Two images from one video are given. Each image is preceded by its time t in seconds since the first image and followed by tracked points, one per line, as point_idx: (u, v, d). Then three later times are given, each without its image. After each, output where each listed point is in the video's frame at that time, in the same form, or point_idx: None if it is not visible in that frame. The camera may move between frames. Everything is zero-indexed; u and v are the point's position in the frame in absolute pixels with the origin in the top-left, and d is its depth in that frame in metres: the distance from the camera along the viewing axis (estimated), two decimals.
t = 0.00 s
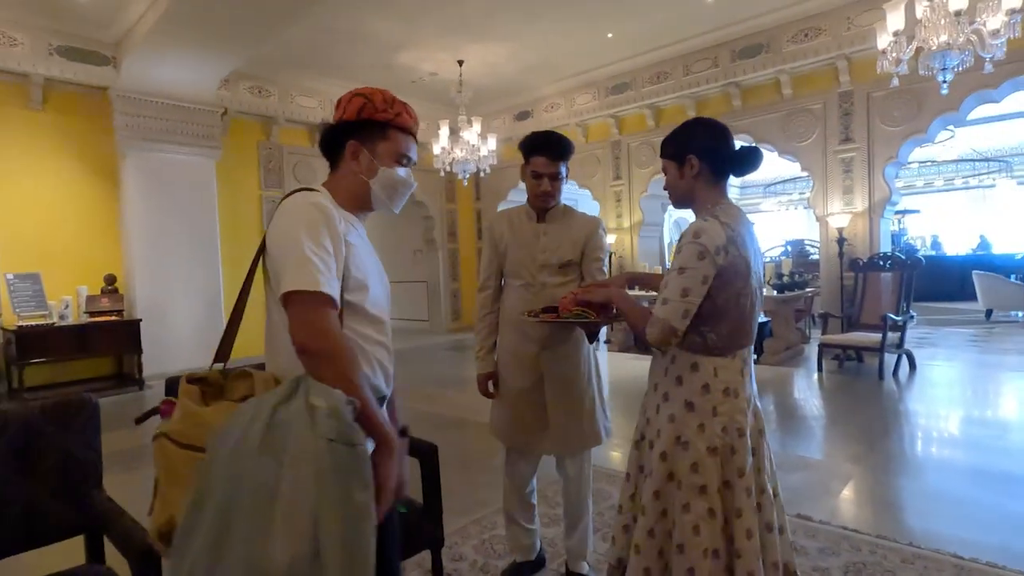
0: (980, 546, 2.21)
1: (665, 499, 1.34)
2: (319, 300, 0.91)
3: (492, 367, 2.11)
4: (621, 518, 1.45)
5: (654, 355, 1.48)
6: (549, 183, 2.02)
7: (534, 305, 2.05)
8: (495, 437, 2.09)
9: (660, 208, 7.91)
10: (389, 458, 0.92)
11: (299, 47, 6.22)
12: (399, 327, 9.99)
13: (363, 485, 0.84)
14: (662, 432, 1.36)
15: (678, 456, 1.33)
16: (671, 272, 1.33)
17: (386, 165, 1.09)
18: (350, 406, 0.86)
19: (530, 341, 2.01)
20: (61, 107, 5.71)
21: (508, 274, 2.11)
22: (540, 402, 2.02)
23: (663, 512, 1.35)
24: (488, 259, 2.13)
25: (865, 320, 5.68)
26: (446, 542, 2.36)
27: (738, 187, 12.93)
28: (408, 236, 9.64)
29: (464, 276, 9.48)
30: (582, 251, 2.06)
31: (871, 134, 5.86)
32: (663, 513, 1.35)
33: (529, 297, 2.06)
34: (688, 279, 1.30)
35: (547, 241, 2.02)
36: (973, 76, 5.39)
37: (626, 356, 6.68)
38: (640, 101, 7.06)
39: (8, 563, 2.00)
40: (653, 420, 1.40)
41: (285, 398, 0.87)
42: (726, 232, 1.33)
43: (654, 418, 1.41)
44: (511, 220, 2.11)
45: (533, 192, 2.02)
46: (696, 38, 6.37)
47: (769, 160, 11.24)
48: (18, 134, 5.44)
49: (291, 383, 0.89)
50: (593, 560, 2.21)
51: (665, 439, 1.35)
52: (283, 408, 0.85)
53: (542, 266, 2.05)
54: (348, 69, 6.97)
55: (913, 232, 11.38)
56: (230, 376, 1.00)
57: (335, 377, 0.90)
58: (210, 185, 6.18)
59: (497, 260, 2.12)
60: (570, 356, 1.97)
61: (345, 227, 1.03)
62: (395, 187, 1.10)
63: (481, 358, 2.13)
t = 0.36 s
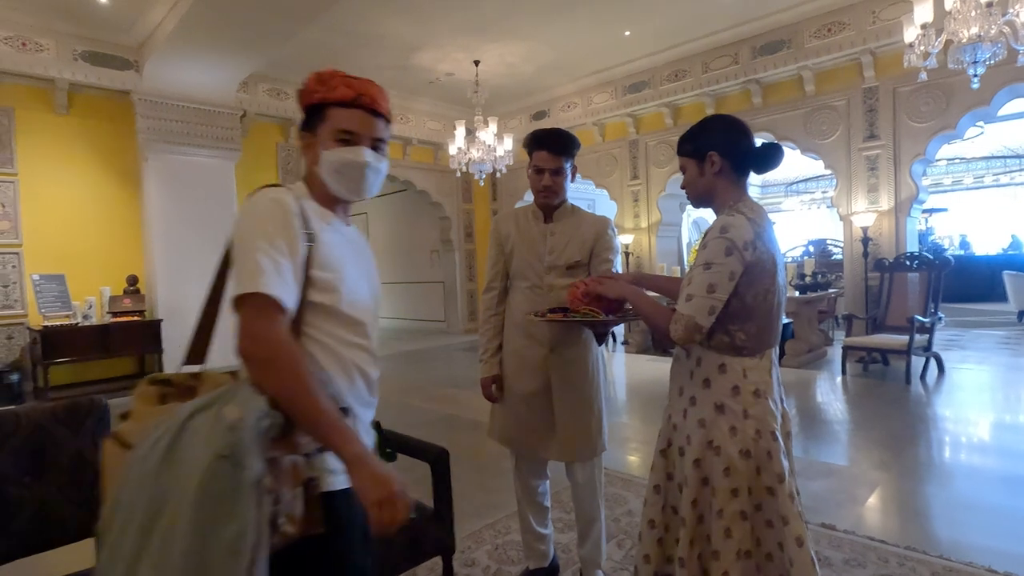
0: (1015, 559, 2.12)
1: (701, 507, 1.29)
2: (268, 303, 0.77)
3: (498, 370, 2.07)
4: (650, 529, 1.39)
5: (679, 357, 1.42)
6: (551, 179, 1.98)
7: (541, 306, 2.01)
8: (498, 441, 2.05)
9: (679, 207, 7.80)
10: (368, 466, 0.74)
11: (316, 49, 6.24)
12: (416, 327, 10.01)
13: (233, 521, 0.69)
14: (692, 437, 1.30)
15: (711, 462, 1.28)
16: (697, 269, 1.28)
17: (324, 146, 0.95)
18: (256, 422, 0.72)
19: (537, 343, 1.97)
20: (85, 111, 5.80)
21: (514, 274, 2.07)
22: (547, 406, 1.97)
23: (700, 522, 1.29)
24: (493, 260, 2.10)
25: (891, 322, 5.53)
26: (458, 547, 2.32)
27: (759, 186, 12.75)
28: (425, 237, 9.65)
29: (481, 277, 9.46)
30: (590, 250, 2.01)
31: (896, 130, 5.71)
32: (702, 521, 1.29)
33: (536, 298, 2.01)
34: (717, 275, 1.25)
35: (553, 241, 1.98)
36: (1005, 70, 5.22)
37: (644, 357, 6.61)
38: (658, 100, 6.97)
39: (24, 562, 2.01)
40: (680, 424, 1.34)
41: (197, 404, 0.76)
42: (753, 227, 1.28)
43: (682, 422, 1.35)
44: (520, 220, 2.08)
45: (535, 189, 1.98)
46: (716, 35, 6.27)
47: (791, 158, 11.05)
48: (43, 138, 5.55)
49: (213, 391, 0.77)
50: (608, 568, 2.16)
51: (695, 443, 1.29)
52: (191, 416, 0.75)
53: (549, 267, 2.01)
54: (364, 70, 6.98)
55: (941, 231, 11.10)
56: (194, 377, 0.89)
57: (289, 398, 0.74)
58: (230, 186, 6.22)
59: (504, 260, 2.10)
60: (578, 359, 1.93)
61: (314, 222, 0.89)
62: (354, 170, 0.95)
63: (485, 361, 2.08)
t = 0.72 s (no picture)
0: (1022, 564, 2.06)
1: (708, 517, 1.25)
2: (35, 336, 0.62)
3: (501, 369, 2.03)
4: (656, 544, 1.34)
5: (677, 361, 1.37)
6: (551, 176, 1.95)
7: (541, 306, 1.97)
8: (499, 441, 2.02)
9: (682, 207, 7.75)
10: (148, 540, 0.61)
11: (317, 49, 6.23)
12: (418, 327, 9.98)
13: None
14: (695, 443, 1.26)
15: (715, 469, 1.24)
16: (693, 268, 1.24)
17: (162, 141, 0.80)
18: None
19: (538, 343, 1.93)
20: (87, 112, 5.80)
21: (519, 274, 2.04)
22: (546, 407, 1.94)
23: (707, 532, 1.25)
24: (499, 259, 2.07)
25: (896, 323, 5.47)
26: (454, 552, 2.28)
27: (763, 186, 12.68)
28: (427, 238, 9.63)
29: (483, 277, 9.43)
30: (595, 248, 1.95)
31: (902, 128, 5.65)
32: (708, 532, 1.25)
33: (537, 297, 1.98)
34: (718, 277, 1.21)
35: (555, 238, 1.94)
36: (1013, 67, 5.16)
37: (647, 358, 6.55)
38: (661, 98, 6.92)
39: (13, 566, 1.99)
40: (681, 429, 1.30)
41: None
42: (753, 226, 1.24)
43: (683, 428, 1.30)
44: (523, 220, 2.05)
45: (536, 187, 1.96)
46: (719, 33, 6.22)
47: (796, 157, 10.99)
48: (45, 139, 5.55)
49: None
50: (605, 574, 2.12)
51: (699, 450, 1.25)
52: None
53: (550, 266, 1.97)
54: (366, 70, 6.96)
55: (947, 230, 11.01)
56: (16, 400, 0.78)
57: (50, 454, 0.59)
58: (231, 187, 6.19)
59: (509, 261, 2.06)
60: (580, 358, 1.89)
61: (147, 230, 0.72)
62: (192, 166, 0.78)
63: (488, 360, 2.05)
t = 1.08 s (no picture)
0: (1018, 562, 2.03)
1: (699, 515, 1.21)
2: None
3: (505, 364, 2.02)
4: (641, 543, 1.30)
5: (667, 355, 1.33)
6: (558, 174, 1.92)
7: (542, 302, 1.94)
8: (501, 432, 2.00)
9: (679, 204, 7.72)
10: None
11: (311, 48, 6.19)
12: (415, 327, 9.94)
13: None
14: (686, 438, 1.22)
15: (707, 466, 1.20)
16: (686, 257, 1.20)
17: None
18: None
19: (538, 337, 1.90)
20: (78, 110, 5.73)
21: (521, 270, 2.02)
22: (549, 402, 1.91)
23: (700, 531, 1.22)
24: (501, 255, 2.05)
25: (894, 320, 5.44)
26: (444, 552, 2.25)
27: (761, 184, 12.66)
28: (424, 236, 9.60)
29: (480, 276, 9.40)
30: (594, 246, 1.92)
31: (898, 124, 5.62)
32: (699, 530, 1.22)
33: (540, 293, 1.95)
34: (710, 270, 1.18)
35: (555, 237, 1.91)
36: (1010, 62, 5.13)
37: (644, 356, 6.53)
38: (657, 96, 6.89)
39: None
40: (671, 425, 1.26)
41: None
42: (745, 218, 1.21)
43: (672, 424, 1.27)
44: (525, 216, 2.01)
45: (540, 185, 1.93)
46: (714, 30, 6.19)
47: (793, 154, 10.97)
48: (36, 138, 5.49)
49: None
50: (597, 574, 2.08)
51: (690, 446, 1.21)
52: None
53: (552, 263, 1.93)
54: (360, 68, 6.92)
55: (945, 227, 11.00)
56: None
57: None
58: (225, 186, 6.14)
59: (511, 257, 2.04)
60: (579, 354, 1.87)
61: None
62: None
63: (493, 354, 2.05)
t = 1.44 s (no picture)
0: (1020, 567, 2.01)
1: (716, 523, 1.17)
2: None
3: (507, 364, 2.02)
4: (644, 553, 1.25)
5: (682, 361, 1.25)
6: (549, 177, 1.89)
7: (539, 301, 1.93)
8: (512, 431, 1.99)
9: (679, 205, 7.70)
10: None
11: (311, 47, 6.18)
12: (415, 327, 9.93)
13: None
14: (702, 444, 1.17)
15: (724, 472, 1.16)
16: (742, 267, 1.09)
17: None
18: None
19: (536, 335, 1.89)
20: (79, 108, 5.68)
21: (519, 272, 2.00)
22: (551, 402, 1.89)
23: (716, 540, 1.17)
24: (500, 257, 2.04)
25: (895, 322, 5.41)
26: (441, 555, 2.23)
27: (762, 185, 12.66)
28: (425, 236, 9.58)
29: (479, 276, 9.38)
30: (587, 248, 1.90)
31: (900, 125, 5.60)
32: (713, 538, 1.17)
33: (535, 296, 1.94)
34: (766, 275, 1.09)
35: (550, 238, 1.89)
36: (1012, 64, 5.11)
37: (644, 358, 6.51)
38: (658, 96, 6.87)
39: None
40: (684, 432, 1.20)
41: None
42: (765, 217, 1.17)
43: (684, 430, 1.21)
44: (521, 222, 2.00)
45: (532, 189, 1.90)
46: (715, 30, 6.18)
47: (794, 156, 10.97)
48: (35, 136, 5.45)
49: None
50: None
51: (708, 452, 1.17)
52: None
53: (547, 264, 1.92)
54: (361, 67, 6.90)
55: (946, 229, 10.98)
56: None
57: None
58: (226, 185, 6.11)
59: (509, 261, 2.03)
60: (577, 351, 1.84)
61: None
62: None
63: (494, 355, 2.04)
